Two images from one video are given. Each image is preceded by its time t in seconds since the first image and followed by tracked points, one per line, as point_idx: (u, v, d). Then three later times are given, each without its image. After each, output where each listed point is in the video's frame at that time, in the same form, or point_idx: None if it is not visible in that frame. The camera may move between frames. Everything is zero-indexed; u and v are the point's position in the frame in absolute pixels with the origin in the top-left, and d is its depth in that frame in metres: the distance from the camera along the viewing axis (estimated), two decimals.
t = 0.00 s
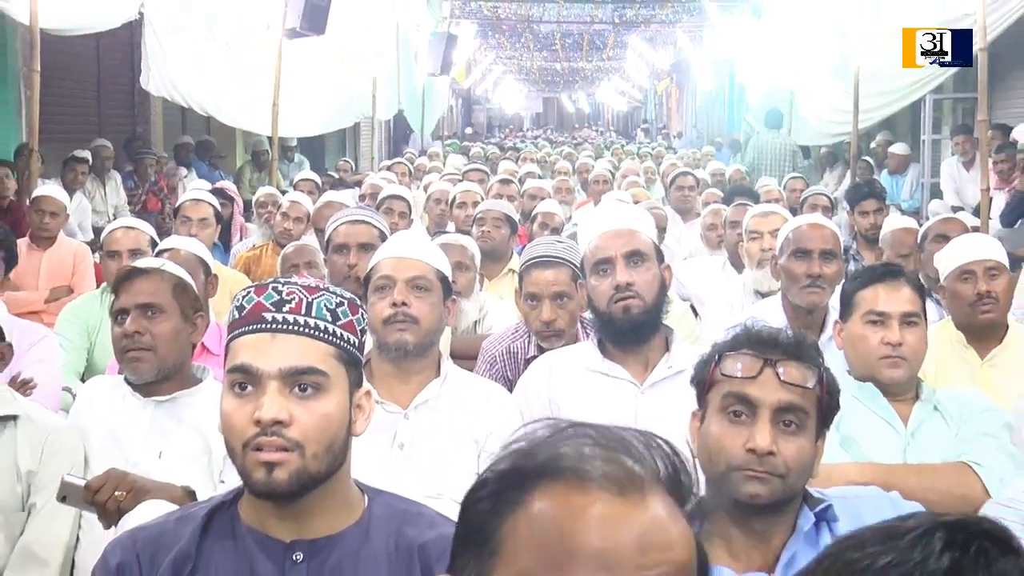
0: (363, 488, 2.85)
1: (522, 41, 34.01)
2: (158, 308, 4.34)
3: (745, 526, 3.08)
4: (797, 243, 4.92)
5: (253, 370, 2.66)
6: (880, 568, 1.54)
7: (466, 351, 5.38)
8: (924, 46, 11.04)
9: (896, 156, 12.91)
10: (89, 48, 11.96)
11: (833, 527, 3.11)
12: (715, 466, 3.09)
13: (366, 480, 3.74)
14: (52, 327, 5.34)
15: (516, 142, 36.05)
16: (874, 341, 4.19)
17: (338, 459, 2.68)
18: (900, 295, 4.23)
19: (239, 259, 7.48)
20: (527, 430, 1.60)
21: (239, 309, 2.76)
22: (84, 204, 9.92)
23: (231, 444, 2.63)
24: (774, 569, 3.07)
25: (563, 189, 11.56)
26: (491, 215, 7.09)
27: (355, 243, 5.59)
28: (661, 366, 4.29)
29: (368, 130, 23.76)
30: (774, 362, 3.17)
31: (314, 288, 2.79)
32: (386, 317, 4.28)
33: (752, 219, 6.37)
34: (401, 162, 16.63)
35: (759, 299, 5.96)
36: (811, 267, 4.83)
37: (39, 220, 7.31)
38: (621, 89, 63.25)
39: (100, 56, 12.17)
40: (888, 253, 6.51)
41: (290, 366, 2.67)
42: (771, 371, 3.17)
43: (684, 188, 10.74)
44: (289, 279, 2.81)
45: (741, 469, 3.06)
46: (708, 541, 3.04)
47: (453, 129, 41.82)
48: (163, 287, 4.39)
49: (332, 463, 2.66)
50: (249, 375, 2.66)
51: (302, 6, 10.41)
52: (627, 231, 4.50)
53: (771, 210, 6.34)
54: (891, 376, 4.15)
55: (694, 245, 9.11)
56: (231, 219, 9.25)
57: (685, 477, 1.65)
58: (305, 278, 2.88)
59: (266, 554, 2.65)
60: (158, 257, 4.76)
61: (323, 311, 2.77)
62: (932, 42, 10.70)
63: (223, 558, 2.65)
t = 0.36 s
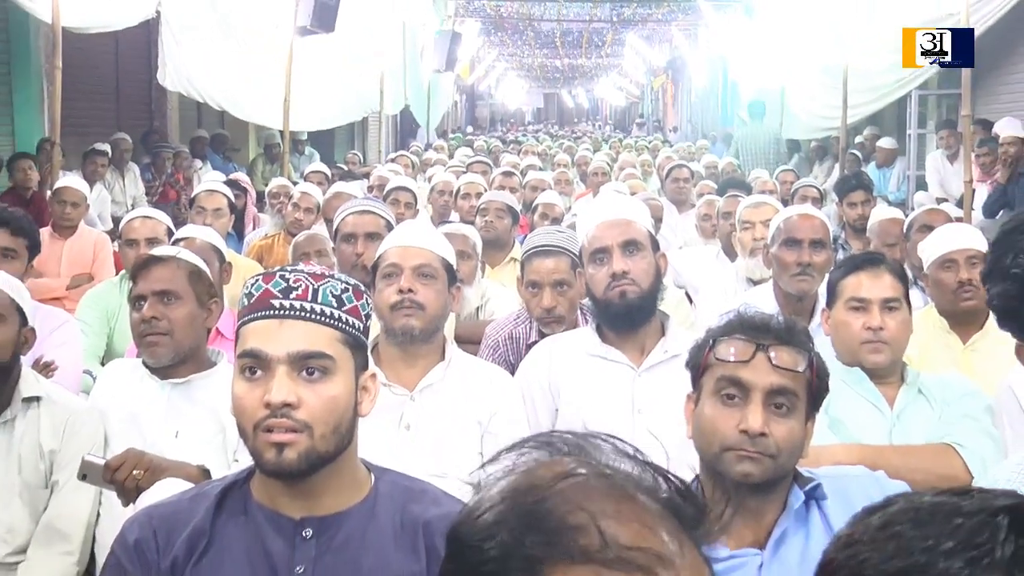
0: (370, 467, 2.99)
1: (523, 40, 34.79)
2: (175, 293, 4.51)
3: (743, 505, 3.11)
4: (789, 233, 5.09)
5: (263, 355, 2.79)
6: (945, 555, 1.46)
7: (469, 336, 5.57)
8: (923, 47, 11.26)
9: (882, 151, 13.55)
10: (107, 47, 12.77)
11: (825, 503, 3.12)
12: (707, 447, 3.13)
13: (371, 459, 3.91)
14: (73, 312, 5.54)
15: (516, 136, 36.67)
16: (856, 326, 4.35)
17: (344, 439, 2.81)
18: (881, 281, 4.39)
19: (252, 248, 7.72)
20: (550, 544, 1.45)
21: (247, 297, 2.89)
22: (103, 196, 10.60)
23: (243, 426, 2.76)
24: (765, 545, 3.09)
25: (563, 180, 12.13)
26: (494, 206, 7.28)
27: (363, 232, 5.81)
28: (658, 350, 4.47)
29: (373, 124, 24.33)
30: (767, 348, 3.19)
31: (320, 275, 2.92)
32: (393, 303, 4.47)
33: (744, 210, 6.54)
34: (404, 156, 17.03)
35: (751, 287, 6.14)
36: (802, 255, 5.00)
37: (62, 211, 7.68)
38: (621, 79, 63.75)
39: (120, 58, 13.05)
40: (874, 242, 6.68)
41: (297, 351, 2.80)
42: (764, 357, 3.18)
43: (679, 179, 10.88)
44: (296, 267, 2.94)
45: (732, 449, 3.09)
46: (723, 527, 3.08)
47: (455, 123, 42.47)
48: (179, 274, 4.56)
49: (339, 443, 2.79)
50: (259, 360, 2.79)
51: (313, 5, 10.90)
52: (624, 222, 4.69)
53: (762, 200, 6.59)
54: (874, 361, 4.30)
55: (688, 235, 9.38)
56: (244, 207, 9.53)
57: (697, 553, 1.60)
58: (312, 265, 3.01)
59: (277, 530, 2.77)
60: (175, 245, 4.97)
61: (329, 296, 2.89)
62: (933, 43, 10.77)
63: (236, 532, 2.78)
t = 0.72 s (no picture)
0: (378, 447, 3.06)
1: (525, 36, 35.31)
2: (191, 279, 4.73)
3: (736, 481, 3.20)
4: (780, 221, 5.27)
5: (276, 339, 2.88)
6: (914, 526, 1.79)
7: (474, 320, 5.77)
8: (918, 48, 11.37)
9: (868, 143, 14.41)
10: (128, 47, 13.52)
11: (815, 479, 3.23)
12: (705, 426, 3.22)
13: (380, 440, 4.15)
14: (94, 298, 5.74)
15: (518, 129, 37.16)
16: (840, 311, 4.54)
17: (354, 420, 2.89)
18: (863, 267, 4.59)
19: (265, 236, 7.93)
20: (555, 523, 1.48)
21: (260, 283, 2.98)
22: (122, 183, 10.98)
23: (257, 407, 2.84)
24: (758, 522, 3.15)
25: (563, 171, 12.49)
26: (495, 195, 7.46)
27: (371, 220, 6.01)
28: (654, 334, 4.66)
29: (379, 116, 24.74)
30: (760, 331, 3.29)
31: (330, 262, 3.00)
32: (401, 287, 4.66)
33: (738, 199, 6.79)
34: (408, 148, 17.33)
35: (744, 273, 6.36)
36: (792, 242, 5.19)
37: (82, 200, 7.90)
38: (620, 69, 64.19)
39: (137, 54, 13.77)
40: (864, 230, 6.87)
41: (308, 334, 2.88)
42: (758, 341, 3.28)
43: (675, 168, 11.38)
44: (307, 254, 3.02)
45: (727, 428, 3.18)
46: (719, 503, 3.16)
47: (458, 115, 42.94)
48: (195, 261, 4.79)
49: (349, 423, 2.87)
50: (272, 343, 2.88)
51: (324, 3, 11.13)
52: (621, 210, 4.90)
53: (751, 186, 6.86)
54: (859, 343, 4.49)
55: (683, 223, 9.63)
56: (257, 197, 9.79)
57: (696, 526, 1.66)
58: (321, 252, 3.09)
59: (288, 505, 2.86)
60: (192, 233, 5.18)
61: (339, 282, 2.98)
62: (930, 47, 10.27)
63: (250, 507, 2.87)
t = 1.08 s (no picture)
0: (384, 433, 3.13)
1: (527, 36, 35.79)
2: (204, 270, 4.93)
3: (728, 466, 3.30)
4: (771, 214, 5.46)
5: (284, 329, 2.91)
6: (906, 511, 1.90)
7: (476, 310, 5.97)
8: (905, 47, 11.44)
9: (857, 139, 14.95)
10: (143, 46, 14.03)
11: (805, 464, 3.34)
12: (701, 410, 3.31)
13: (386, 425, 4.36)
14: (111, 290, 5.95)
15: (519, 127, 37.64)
16: (824, 302, 4.73)
17: (361, 406, 2.93)
18: (845, 259, 4.78)
19: (276, 229, 8.15)
20: (542, 491, 1.64)
21: (270, 274, 3.01)
22: (138, 180, 11.30)
23: (267, 394, 2.88)
24: (750, 503, 3.28)
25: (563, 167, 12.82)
26: (497, 190, 7.66)
27: (377, 213, 6.22)
28: (650, 324, 4.84)
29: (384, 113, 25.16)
30: (758, 321, 3.38)
31: (337, 254, 3.04)
32: (406, 278, 4.85)
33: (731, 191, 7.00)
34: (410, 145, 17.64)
35: (736, 264, 6.56)
36: (782, 235, 5.38)
37: (100, 195, 8.10)
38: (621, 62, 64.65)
39: (153, 53, 14.29)
40: (851, 223, 7.06)
41: (317, 324, 2.92)
42: (755, 330, 3.37)
43: (670, 165, 11.72)
44: (314, 246, 3.06)
45: (724, 414, 3.27)
46: (705, 483, 3.28)
47: (460, 111, 43.43)
48: (208, 253, 4.99)
49: (356, 410, 2.91)
50: (281, 333, 2.91)
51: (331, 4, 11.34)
52: (619, 204, 5.10)
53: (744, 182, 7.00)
54: (841, 330, 4.68)
55: (676, 217, 9.88)
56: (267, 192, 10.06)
57: (679, 501, 1.79)
58: (329, 244, 3.12)
59: (298, 488, 2.91)
60: (205, 226, 5.40)
61: (346, 274, 3.02)
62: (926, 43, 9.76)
63: (261, 494, 2.91)
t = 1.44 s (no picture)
0: (389, 418, 3.27)
1: (527, 35, 36.04)
2: (217, 261, 5.12)
3: (730, 450, 3.42)
4: (763, 208, 5.65)
5: (293, 317, 3.07)
6: (920, 496, 2.14)
7: (478, 299, 6.17)
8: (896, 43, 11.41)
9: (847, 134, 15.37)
10: (159, 44, 14.34)
11: (799, 448, 3.47)
12: (716, 397, 3.41)
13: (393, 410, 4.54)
14: (128, 279, 6.15)
15: (520, 124, 37.95)
16: (815, 291, 4.92)
17: (368, 391, 3.09)
18: (833, 251, 4.98)
19: (286, 222, 8.35)
20: (533, 453, 1.84)
21: (280, 265, 3.18)
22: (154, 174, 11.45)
23: (277, 379, 3.04)
24: (746, 484, 3.41)
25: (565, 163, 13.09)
26: (499, 183, 7.85)
27: (384, 207, 6.43)
28: (647, 313, 5.01)
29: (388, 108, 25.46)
30: (783, 318, 3.45)
31: (344, 246, 3.20)
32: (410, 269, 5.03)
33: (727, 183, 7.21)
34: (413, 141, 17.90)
35: (731, 254, 6.77)
36: (774, 228, 5.58)
37: (116, 189, 8.22)
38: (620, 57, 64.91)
39: (167, 54, 14.65)
40: (839, 217, 7.26)
41: (324, 313, 3.08)
42: (780, 326, 3.44)
43: (665, 160, 11.93)
44: (322, 239, 3.22)
45: (738, 402, 3.37)
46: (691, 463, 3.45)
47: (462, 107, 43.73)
48: (221, 244, 5.19)
49: (363, 395, 3.07)
50: (290, 322, 3.07)
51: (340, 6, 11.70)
52: (615, 197, 5.29)
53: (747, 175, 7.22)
54: (831, 319, 4.86)
55: (673, 210, 10.13)
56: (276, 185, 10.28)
57: (664, 467, 1.96)
58: (336, 236, 3.29)
59: (307, 472, 3.06)
60: (218, 218, 5.60)
61: (352, 264, 3.18)
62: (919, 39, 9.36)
63: (272, 477, 3.08)
